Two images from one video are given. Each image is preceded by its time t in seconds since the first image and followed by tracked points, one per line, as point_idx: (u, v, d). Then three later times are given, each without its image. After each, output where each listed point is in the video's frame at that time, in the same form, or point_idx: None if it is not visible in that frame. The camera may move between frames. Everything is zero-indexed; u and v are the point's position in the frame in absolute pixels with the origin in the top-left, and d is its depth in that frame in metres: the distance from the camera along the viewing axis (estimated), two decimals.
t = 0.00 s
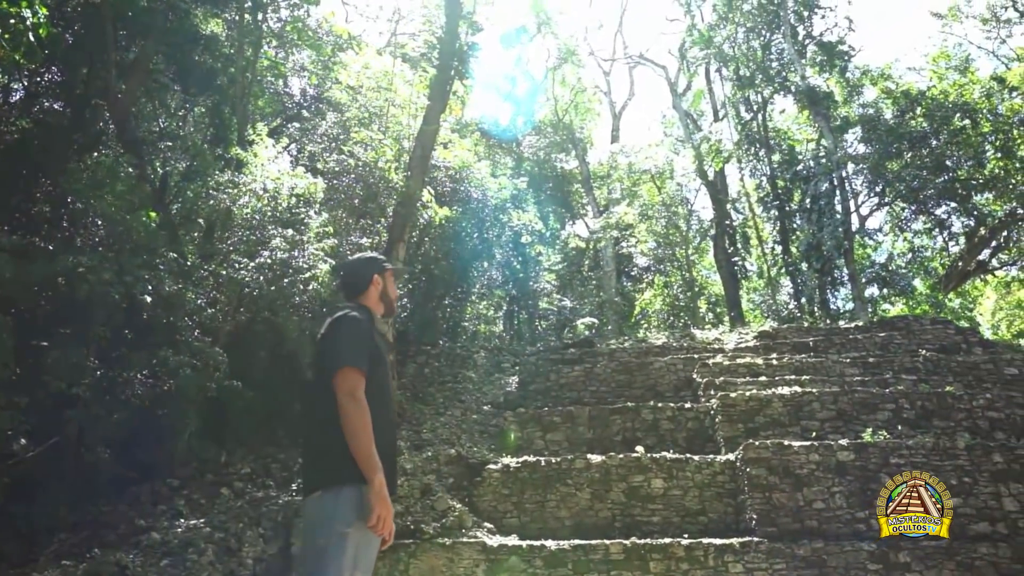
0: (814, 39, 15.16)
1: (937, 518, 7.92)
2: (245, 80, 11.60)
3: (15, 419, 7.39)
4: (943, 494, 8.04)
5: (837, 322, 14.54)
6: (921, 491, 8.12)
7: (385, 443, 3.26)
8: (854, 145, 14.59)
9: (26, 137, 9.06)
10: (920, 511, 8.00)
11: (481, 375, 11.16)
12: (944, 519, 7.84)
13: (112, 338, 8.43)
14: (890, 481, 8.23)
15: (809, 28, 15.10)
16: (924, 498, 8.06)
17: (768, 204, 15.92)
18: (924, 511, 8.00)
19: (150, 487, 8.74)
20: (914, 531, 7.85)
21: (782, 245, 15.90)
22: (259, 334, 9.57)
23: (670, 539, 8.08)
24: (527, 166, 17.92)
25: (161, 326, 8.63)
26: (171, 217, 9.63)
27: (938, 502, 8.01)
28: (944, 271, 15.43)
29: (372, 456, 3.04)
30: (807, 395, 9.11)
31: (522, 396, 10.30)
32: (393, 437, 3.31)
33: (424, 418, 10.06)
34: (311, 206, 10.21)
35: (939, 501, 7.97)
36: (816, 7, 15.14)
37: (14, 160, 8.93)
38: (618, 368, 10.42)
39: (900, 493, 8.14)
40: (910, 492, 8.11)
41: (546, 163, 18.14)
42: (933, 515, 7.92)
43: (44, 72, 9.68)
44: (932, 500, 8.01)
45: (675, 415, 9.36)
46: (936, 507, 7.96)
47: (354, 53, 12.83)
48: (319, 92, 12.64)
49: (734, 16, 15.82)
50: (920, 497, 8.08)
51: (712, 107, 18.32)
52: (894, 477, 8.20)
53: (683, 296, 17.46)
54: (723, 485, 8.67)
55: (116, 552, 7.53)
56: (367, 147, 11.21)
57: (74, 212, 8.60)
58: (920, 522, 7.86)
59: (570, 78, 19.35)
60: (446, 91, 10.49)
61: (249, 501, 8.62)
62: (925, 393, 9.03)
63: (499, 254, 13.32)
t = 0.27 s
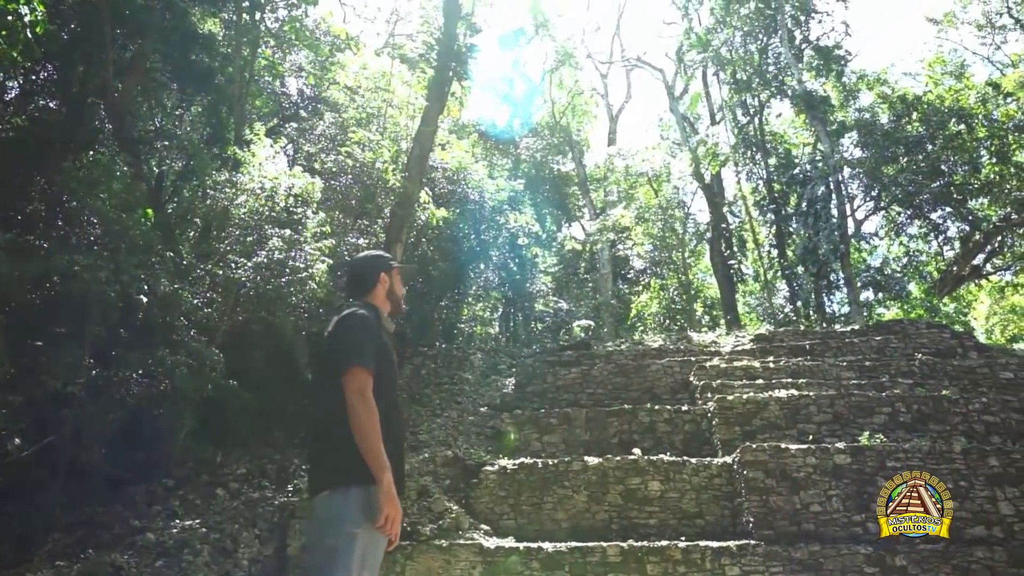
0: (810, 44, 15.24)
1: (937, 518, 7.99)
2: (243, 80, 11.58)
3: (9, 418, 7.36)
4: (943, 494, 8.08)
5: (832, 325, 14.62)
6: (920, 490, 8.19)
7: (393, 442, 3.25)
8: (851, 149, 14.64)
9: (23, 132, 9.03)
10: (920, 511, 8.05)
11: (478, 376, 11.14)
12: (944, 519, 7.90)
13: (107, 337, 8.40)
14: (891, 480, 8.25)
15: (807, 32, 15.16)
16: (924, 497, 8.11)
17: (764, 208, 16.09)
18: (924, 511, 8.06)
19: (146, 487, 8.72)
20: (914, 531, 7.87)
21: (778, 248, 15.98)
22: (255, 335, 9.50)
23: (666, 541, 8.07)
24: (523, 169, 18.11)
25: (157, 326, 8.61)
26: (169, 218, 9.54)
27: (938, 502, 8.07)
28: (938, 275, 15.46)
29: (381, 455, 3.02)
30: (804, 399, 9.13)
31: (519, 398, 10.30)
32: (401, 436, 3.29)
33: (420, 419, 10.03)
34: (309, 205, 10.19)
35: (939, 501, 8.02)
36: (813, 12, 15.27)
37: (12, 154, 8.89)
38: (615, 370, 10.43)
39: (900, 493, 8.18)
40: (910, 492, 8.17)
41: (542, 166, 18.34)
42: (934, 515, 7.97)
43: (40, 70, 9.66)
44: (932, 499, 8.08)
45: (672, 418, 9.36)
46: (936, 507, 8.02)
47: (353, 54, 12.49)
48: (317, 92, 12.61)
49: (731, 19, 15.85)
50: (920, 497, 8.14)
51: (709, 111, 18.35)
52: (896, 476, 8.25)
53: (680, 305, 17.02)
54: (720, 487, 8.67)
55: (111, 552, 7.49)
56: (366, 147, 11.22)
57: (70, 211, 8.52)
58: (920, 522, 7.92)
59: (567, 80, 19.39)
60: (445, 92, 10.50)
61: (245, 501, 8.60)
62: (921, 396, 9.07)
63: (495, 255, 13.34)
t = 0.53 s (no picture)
0: (807, 48, 15.26)
1: (936, 517, 8.07)
2: (240, 80, 11.58)
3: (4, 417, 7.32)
4: (943, 494, 8.14)
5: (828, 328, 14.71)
6: (920, 490, 8.24)
7: (400, 442, 3.23)
8: (846, 153, 14.72)
9: (15, 132, 8.88)
10: (920, 511, 8.15)
11: (474, 377, 11.14)
12: (944, 519, 7.99)
13: (103, 336, 8.37)
14: (890, 480, 8.29)
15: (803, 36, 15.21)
16: (924, 497, 8.18)
17: (760, 211, 15.91)
18: (923, 511, 8.13)
19: (141, 487, 8.70)
20: (914, 531, 7.98)
21: (774, 251, 16.06)
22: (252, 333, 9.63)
23: (663, 543, 8.07)
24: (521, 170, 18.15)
25: (153, 325, 8.59)
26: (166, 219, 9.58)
27: (938, 502, 8.14)
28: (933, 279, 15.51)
29: (389, 454, 3.01)
30: (800, 401, 9.15)
31: (515, 399, 10.29)
32: (410, 435, 3.27)
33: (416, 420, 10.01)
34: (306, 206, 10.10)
35: (939, 501, 8.09)
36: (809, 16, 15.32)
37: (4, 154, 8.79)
38: (612, 372, 10.43)
39: (900, 492, 8.25)
40: (910, 492, 8.24)
41: (540, 167, 18.38)
42: (933, 515, 8.06)
43: (35, 67, 9.48)
44: (932, 500, 8.12)
45: (669, 419, 9.37)
46: (936, 507, 8.08)
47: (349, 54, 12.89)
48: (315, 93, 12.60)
49: (728, 23, 15.84)
50: (920, 497, 8.21)
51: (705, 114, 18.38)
52: (895, 475, 8.29)
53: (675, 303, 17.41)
54: (716, 490, 8.68)
55: (105, 552, 7.46)
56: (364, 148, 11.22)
57: (65, 210, 8.50)
58: (920, 522, 8.02)
59: (564, 82, 19.44)
60: (443, 92, 10.53)
61: (241, 502, 8.57)
62: (916, 399, 9.11)
63: (491, 256, 13.36)
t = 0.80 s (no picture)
0: (803, 51, 15.36)
1: (937, 517, 8.14)
2: (235, 80, 11.57)
3: None
4: (943, 494, 8.20)
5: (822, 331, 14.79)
6: (921, 490, 8.29)
7: (410, 441, 3.21)
8: (841, 156, 14.81)
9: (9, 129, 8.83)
10: (920, 511, 8.19)
11: (470, 378, 11.12)
12: (944, 519, 8.04)
13: (97, 336, 8.33)
14: (890, 480, 8.33)
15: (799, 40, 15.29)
16: (924, 498, 8.23)
17: (756, 214, 16.21)
18: (923, 511, 8.19)
19: (135, 488, 8.65)
20: (914, 531, 8.04)
21: (769, 254, 16.14)
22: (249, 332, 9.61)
23: (660, 545, 8.07)
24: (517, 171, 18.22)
25: (149, 324, 8.55)
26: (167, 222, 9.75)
27: (938, 502, 8.19)
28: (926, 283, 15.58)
29: (400, 453, 2.99)
30: (796, 404, 9.15)
31: (511, 400, 10.28)
32: (419, 434, 3.26)
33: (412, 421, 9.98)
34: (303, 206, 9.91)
35: (939, 501, 8.13)
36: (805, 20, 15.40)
37: None
38: (608, 374, 10.43)
39: (901, 493, 8.31)
40: (910, 492, 8.29)
41: (535, 169, 18.48)
42: (933, 515, 8.11)
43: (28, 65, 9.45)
44: (932, 500, 8.16)
45: (665, 422, 9.37)
46: (936, 507, 8.13)
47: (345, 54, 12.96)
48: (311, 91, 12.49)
49: (723, 27, 15.78)
50: (920, 497, 8.26)
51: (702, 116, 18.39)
52: (896, 475, 8.33)
53: (671, 305, 17.40)
54: (713, 492, 8.68)
55: (99, 553, 7.41)
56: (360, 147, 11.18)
57: (59, 209, 8.44)
58: (920, 522, 8.08)
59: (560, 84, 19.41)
60: (440, 93, 10.52)
61: (236, 503, 8.53)
62: (911, 402, 9.15)
63: (487, 257, 13.38)
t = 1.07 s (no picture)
0: (800, 55, 15.64)
1: (937, 517, 8.18)
2: (233, 79, 11.54)
3: None
4: (943, 494, 8.27)
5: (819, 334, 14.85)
6: (921, 490, 8.34)
7: (419, 440, 3.20)
8: (838, 159, 14.88)
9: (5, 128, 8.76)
10: (920, 511, 8.23)
11: (467, 379, 11.11)
12: (944, 519, 8.09)
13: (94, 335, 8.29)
14: (890, 479, 8.40)
15: (796, 43, 15.37)
16: (924, 498, 8.31)
17: (753, 217, 16.21)
18: (924, 511, 8.24)
19: (131, 488, 8.62)
20: (914, 531, 8.08)
21: (766, 256, 16.20)
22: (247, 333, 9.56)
23: (658, 547, 8.07)
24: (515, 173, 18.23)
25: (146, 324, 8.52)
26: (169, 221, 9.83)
27: (938, 502, 8.25)
28: (922, 287, 15.62)
29: (411, 452, 2.98)
30: (794, 406, 9.17)
31: (509, 401, 10.26)
32: (428, 433, 3.24)
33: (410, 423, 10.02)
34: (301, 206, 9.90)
35: (940, 501, 8.20)
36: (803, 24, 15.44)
37: None
38: (605, 376, 10.43)
39: (901, 492, 8.35)
40: (910, 492, 8.35)
41: (534, 170, 18.51)
42: (933, 515, 8.15)
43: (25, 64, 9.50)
44: (932, 500, 8.24)
45: (662, 423, 9.36)
46: (936, 507, 8.19)
47: (344, 54, 12.81)
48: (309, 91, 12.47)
49: (721, 29, 15.93)
50: (920, 497, 8.33)
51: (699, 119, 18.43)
52: (896, 475, 8.38)
53: (667, 307, 17.12)
54: (710, 494, 8.69)
55: (95, 554, 7.38)
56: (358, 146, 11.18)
57: (54, 207, 8.41)
58: (921, 522, 8.11)
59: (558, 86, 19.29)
60: (438, 93, 10.48)
61: (233, 504, 8.50)
62: (909, 405, 9.19)
63: (484, 258, 13.40)
